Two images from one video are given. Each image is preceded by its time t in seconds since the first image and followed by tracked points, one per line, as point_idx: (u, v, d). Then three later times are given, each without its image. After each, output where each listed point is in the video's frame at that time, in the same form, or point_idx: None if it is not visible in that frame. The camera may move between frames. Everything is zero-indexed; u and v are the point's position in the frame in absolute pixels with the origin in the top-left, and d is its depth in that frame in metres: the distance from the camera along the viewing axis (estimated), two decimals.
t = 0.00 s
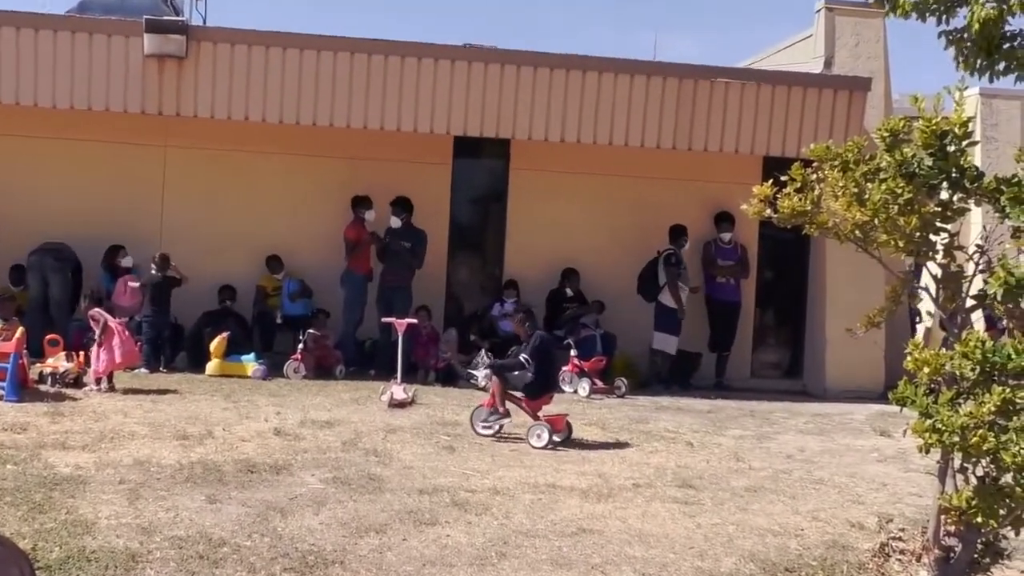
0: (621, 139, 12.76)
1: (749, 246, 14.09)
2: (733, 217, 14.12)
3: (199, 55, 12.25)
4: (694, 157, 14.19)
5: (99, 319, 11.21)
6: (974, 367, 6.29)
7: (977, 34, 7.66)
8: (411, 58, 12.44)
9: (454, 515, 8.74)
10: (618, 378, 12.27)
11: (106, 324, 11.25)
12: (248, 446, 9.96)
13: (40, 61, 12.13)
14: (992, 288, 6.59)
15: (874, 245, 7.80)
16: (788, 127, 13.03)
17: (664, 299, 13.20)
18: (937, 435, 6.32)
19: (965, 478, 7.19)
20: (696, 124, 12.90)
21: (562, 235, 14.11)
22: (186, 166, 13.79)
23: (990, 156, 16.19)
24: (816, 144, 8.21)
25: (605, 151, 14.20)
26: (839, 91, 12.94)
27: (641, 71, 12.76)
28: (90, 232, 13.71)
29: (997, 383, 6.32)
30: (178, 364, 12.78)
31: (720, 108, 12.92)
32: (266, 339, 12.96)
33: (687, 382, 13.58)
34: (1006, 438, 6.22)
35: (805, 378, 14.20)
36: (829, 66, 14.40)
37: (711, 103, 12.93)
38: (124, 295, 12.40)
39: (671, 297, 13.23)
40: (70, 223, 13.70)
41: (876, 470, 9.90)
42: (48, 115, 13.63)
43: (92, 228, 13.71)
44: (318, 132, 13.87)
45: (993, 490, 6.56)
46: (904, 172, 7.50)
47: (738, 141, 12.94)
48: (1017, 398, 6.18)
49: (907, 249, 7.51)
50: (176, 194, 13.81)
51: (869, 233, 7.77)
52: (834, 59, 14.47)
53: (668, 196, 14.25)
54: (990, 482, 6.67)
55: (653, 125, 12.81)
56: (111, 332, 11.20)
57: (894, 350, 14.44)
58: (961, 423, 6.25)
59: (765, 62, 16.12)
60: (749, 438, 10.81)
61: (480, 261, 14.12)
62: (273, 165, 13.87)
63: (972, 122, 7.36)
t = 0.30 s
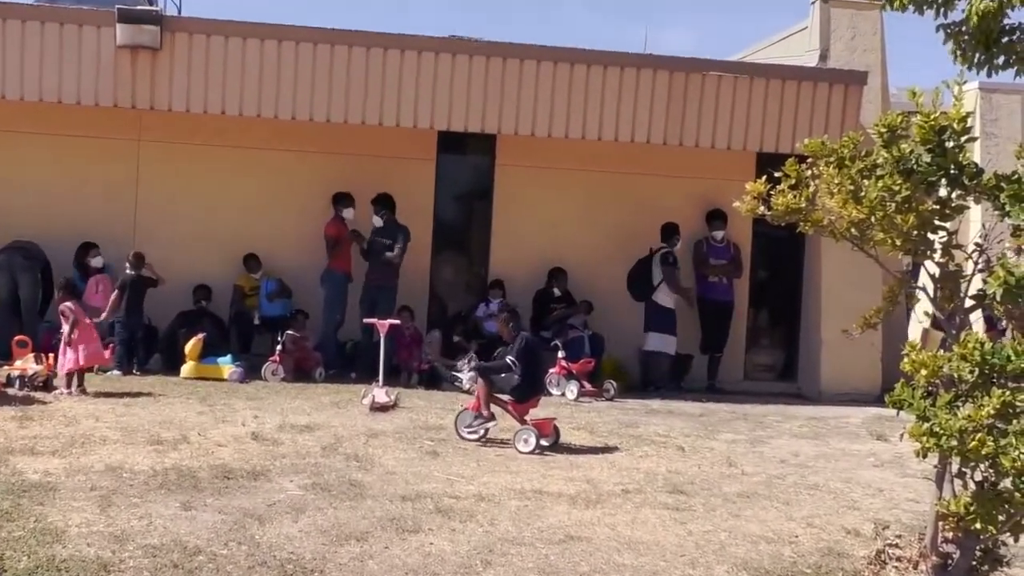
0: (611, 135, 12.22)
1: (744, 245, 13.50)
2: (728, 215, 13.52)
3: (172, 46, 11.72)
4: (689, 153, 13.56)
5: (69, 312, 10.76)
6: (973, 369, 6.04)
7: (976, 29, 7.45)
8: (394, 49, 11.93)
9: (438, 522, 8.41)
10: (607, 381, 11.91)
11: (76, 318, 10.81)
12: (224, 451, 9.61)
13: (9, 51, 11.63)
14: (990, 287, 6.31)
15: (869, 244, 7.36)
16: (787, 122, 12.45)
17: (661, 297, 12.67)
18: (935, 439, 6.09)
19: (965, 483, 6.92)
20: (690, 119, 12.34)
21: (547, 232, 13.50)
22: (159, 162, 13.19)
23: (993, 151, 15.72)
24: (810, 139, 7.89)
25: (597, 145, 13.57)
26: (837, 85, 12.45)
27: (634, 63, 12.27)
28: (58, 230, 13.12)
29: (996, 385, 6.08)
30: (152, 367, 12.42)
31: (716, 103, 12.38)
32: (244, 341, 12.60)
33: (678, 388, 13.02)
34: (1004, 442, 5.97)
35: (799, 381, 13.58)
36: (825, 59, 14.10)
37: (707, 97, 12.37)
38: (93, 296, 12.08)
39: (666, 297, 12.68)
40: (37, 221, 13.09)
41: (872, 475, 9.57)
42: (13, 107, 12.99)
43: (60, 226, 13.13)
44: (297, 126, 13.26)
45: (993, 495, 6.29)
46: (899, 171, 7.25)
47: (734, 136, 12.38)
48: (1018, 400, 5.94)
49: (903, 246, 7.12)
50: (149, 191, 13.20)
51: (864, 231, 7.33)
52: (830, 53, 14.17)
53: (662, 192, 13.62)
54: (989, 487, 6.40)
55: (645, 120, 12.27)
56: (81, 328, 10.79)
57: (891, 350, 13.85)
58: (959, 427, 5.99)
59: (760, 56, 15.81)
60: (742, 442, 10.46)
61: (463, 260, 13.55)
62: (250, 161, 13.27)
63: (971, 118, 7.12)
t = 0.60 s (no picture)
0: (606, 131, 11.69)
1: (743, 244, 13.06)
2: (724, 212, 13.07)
3: (148, 37, 11.20)
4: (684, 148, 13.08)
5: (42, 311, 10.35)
6: (979, 371, 5.71)
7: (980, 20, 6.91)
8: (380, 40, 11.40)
9: (425, 530, 8.07)
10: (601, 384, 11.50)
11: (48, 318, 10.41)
12: (204, 456, 9.25)
13: None
14: (996, 284, 5.98)
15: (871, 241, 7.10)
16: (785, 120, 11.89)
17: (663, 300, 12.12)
18: (939, 444, 5.75)
19: (969, 487, 6.61)
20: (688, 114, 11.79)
21: (539, 230, 13.01)
22: (135, 158, 12.70)
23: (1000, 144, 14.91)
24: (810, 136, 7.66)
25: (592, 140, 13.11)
26: (841, 78, 11.94)
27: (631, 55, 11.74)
28: (31, 228, 12.63)
29: (1004, 388, 5.77)
30: (129, 369, 12.04)
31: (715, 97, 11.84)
32: (224, 343, 12.21)
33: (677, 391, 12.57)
34: (1011, 447, 5.63)
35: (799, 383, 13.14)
36: (825, 49, 13.61)
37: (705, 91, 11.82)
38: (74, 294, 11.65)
39: (669, 297, 12.18)
40: (10, 218, 12.60)
41: (875, 481, 9.23)
42: None
43: (33, 224, 12.63)
44: (278, 121, 12.78)
45: (999, 502, 5.98)
46: (900, 166, 6.87)
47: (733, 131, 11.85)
48: None
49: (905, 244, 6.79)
50: (125, 187, 12.71)
51: (867, 228, 7.08)
52: (831, 44, 13.62)
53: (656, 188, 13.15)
54: (996, 494, 6.10)
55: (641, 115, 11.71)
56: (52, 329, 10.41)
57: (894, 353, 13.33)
58: (964, 431, 5.69)
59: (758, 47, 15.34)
60: (740, 446, 10.09)
61: (452, 259, 13.10)
62: (230, 157, 12.80)
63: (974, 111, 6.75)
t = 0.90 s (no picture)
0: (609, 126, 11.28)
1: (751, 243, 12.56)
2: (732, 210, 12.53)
3: (137, 29, 10.83)
4: (691, 143, 12.58)
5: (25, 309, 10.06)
6: (997, 375, 5.65)
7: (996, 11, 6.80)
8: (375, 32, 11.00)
9: (422, 538, 7.78)
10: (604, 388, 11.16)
11: (32, 318, 10.11)
12: (194, 463, 8.94)
13: None
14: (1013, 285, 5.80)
15: (883, 241, 6.80)
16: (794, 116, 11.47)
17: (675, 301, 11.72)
18: (954, 449, 5.66)
19: (985, 494, 6.34)
20: (695, 108, 11.38)
21: (540, 229, 12.57)
22: (123, 154, 12.27)
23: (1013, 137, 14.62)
24: (820, 130, 7.27)
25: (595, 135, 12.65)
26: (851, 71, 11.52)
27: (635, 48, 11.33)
28: (16, 227, 12.22)
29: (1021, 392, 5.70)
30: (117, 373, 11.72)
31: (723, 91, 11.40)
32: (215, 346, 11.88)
33: (682, 397, 12.02)
34: None
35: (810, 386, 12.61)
36: (837, 43, 13.08)
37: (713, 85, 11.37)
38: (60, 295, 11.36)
39: (680, 297, 11.74)
40: None
41: (887, 488, 8.89)
42: None
43: (17, 223, 12.21)
44: (270, 116, 12.33)
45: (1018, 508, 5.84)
46: (914, 163, 6.69)
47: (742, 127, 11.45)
48: None
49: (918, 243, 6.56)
50: (113, 185, 12.28)
51: (879, 227, 6.79)
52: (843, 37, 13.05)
53: (662, 186, 12.67)
54: (1014, 500, 5.98)
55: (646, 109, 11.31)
56: (35, 331, 10.09)
57: (908, 357, 12.77)
58: (980, 436, 5.59)
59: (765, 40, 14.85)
60: (748, 452, 9.75)
61: (450, 258, 12.63)
62: (222, 152, 12.36)
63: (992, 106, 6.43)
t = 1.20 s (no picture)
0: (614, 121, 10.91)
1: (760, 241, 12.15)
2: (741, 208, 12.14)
3: (125, 19, 10.49)
4: (700, 137, 12.18)
5: (25, 313, 9.76)
6: (1018, 377, 5.37)
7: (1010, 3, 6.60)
8: (370, 23, 10.65)
9: (420, 548, 7.46)
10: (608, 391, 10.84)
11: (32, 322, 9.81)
12: (184, 469, 8.62)
13: None
14: None
15: (898, 238, 6.48)
16: (806, 109, 11.06)
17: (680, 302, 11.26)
18: (971, 455, 5.39)
19: (1007, 503, 6.03)
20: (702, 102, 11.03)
21: (541, 227, 12.16)
22: (113, 149, 11.91)
23: None
24: (831, 124, 6.90)
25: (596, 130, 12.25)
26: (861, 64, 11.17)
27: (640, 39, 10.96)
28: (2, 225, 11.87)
29: None
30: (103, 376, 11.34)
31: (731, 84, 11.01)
32: (204, 348, 11.46)
33: (689, 401, 11.58)
34: None
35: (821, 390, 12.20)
36: (849, 33, 12.71)
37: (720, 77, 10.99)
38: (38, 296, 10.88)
39: (688, 297, 11.30)
40: None
41: (902, 495, 8.56)
42: None
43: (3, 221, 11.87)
44: (265, 109, 11.96)
45: None
46: (930, 158, 6.34)
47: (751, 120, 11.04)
48: None
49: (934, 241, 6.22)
50: (103, 180, 11.93)
51: (893, 224, 6.46)
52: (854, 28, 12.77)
53: (669, 181, 12.25)
54: None
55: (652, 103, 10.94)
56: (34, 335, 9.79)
57: (924, 360, 12.34)
58: (999, 442, 5.32)
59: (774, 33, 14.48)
60: (757, 458, 9.42)
61: (449, 257, 12.25)
62: (212, 148, 12.00)
63: (1010, 99, 6.15)
